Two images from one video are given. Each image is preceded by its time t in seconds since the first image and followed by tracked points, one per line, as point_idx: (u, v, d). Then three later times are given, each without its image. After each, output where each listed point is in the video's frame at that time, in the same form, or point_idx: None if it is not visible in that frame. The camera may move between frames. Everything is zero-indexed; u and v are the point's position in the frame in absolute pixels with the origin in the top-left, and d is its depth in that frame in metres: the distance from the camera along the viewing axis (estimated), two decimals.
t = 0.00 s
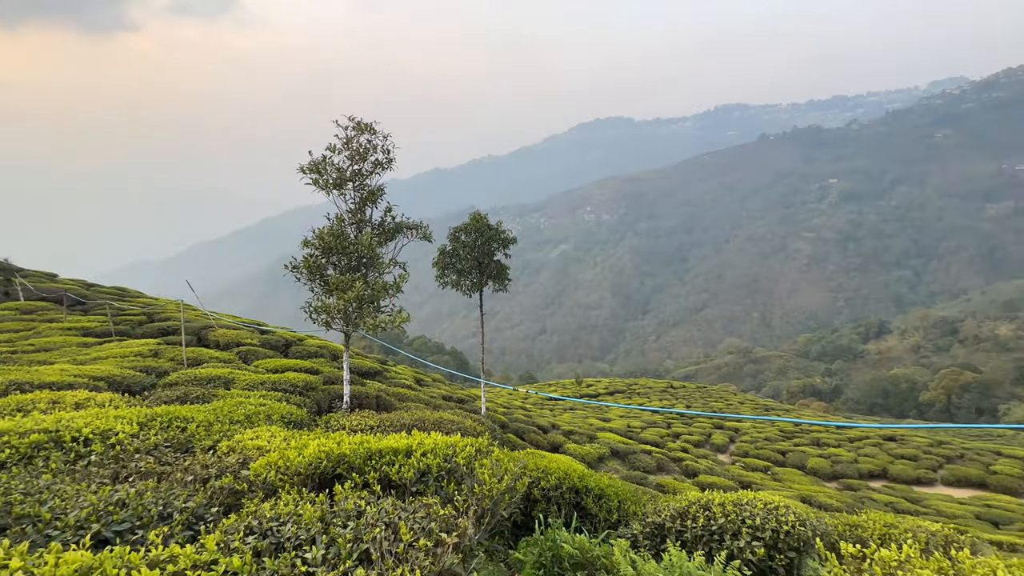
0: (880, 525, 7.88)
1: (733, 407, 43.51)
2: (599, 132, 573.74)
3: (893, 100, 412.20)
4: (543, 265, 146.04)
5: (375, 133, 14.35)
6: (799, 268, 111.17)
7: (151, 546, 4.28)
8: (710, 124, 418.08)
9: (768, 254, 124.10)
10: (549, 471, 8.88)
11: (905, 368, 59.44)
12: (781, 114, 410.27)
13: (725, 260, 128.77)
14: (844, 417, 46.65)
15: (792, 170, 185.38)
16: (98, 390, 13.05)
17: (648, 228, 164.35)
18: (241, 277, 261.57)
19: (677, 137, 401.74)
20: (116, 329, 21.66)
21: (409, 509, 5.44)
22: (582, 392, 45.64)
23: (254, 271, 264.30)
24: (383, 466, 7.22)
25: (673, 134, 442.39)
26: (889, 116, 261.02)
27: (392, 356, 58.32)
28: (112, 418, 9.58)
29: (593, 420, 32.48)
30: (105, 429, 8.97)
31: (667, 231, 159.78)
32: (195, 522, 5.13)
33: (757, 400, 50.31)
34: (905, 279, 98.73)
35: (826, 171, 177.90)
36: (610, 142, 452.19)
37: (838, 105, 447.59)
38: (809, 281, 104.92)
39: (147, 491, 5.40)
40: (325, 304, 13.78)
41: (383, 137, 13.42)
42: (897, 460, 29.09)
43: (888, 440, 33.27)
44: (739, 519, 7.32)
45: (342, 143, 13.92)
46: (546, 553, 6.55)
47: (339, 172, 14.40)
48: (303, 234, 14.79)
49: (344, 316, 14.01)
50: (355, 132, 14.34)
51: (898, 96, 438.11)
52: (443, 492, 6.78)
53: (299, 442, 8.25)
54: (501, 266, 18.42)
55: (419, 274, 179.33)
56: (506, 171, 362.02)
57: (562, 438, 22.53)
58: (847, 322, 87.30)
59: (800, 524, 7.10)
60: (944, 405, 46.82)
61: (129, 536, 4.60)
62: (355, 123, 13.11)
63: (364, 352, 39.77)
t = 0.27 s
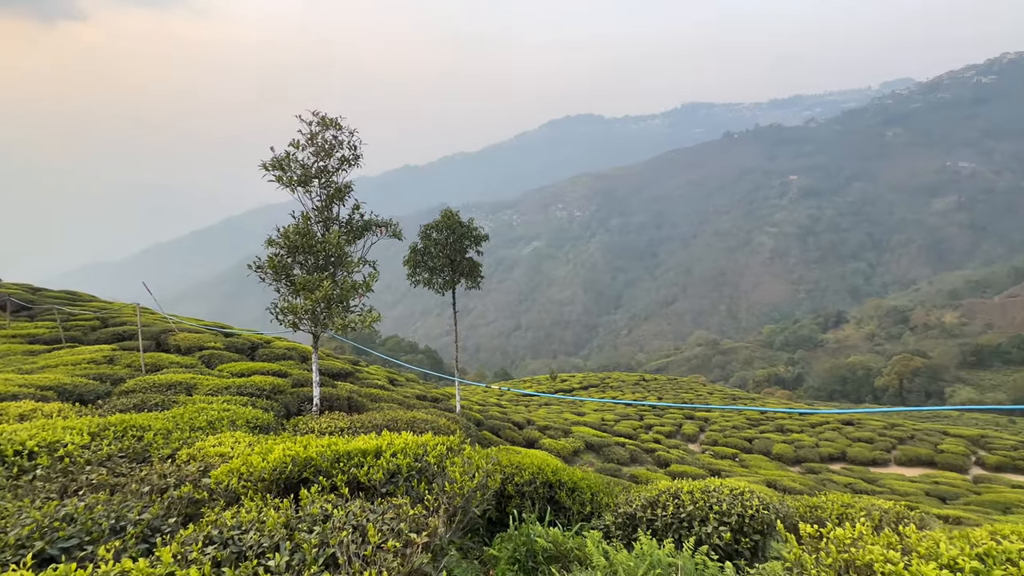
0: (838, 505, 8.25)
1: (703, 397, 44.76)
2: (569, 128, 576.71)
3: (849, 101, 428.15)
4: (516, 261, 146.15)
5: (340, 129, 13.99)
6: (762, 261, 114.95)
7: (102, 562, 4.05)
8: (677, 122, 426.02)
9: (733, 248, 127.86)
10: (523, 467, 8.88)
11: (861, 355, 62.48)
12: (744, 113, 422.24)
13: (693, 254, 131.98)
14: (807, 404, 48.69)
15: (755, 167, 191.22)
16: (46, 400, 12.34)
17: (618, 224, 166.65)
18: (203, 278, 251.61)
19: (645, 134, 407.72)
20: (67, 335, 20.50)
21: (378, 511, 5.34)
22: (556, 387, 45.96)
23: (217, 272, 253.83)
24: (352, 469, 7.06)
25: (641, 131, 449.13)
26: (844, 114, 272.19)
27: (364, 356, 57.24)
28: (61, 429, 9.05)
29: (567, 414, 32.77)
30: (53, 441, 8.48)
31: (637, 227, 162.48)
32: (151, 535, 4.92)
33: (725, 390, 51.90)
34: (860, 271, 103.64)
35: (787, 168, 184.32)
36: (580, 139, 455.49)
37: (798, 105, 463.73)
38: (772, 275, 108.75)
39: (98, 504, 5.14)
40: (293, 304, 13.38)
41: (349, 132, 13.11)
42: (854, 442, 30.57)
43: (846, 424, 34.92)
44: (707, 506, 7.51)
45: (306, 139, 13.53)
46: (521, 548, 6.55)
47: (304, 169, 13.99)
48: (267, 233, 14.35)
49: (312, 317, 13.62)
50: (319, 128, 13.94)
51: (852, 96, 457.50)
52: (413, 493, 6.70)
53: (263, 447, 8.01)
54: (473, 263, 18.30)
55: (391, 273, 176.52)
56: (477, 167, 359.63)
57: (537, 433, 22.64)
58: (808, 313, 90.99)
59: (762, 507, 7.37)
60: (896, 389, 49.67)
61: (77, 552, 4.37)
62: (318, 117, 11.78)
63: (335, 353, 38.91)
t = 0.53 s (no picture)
0: (801, 489, 8.56)
1: (675, 389, 45.77)
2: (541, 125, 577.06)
3: (809, 100, 444.03)
4: (490, 258, 145.77)
5: (305, 124, 13.59)
6: (729, 255, 118.20)
7: None
8: (647, 119, 432.00)
9: (702, 243, 131.02)
10: (498, 462, 8.89)
11: (823, 344, 65.11)
12: (710, 112, 432.01)
13: (664, 250, 134.65)
14: (774, 392, 50.44)
15: (721, 164, 196.10)
16: None
17: (591, 221, 168.36)
18: (164, 281, 241.34)
19: (616, 132, 412.02)
20: (13, 342, 19.30)
21: (346, 514, 5.22)
22: (533, 383, 46.02)
23: (178, 273, 243.29)
24: (320, 472, 6.89)
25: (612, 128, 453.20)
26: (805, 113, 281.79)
27: (337, 357, 56.00)
28: (5, 442, 8.52)
29: (544, 410, 32.94)
30: None
31: (608, 223, 164.50)
32: (104, 550, 4.67)
33: (696, 381, 53.17)
34: (820, 264, 107.90)
35: (752, 165, 189.81)
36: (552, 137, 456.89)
37: (761, 103, 477.35)
38: (738, 269, 112.03)
39: (45, 520, 4.85)
40: (258, 305, 12.96)
41: (315, 127, 12.76)
42: (817, 428, 31.81)
43: (809, 410, 36.37)
44: (678, 494, 7.68)
45: (270, 134, 13.09)
46: (496, 544, 6.54)
47: (267, 166, 13.54)
48: (230, 232, 13.85)
49: (279, 318, 13.22)
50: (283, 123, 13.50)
51: (812, 96, 474.06)
52: (384, 493, 6.59)
53: (227, 452, 7.74)
54: (446, 260, 18.13)
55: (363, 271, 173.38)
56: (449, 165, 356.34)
57: (513, 430, 22.70)
58: (773, 305, 94.19)
59: (731, 494, 7.57)
60: (855, 375, 52.14)
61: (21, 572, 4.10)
62: (281, 111, 12.14)
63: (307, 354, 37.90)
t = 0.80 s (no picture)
0: (768, 474, 8.81)
1: (649, 382, 46.62)
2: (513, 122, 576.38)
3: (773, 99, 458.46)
4: (464, 255, 145.05)
5: (269, 120, 13.14)
6: (699, 250, 121.00)
7: None
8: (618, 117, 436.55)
9: (672, 238, 133.78)
10: (474, 460, 8.84)
11: (789, 334, 67.49)
12: (679, 109, 439.52)
13: (636, 245, 136.76)
14: (744, 382, 52.00)
15: (690, 161, 200.24)
16: None
17: (564, 217, 169.51)
18: (124, 284, 231.01)
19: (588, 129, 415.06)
20: None
21: (316, 519, 5.08)
22: (510, 380, 46.04)
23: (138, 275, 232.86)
24: (288, 478, 6.71)
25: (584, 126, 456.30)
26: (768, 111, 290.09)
27: (310, 360, 54.74)
28: None
29: (522, 406, 33.03)
30: None
31: (581, 219, 165.94)
32: (54, 569, 4.43)
33: (669, 373, 54.33)
34: (785, 257, 111.61)
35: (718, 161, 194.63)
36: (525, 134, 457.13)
37: (727, 100, 488.46)
38: (708, 263, 114.67)
39: None
40: (223, 308, 12.48)
41: (279, 124, 12.35)
42: (784, 415, 32.90)
43: (777, 398, 37.62)
44: (652, 484, 7.79)
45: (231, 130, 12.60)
46: (473, 542, 6.49)
47: (229, 162, 13.04)
48: (191, 232, 13.30)
49: (246, 320, 12.79)
50: (245, 119, 13.04)
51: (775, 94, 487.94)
52: (357, 495, 6.46)
53: (190, 461, 7.44)
54: (419, 258, 17.88)
55: (334, 270, 170.05)
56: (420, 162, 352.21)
57: (491, 427, 22.70)
58: (741, 297, 96.97)
59: (701, 482, 7.71)
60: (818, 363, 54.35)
61: None
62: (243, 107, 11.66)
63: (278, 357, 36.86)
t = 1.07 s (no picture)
0: (740, 462, 9.03)
1: (625, 376, 47.22)
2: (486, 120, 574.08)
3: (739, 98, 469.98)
4: (438, 253, 143.94)
5: (232, 116, 12.71)
6: (670, 246, 123.28)
7: None
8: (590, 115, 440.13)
9: (645, 235, 135.94)
10: (451, 459, 8.75)
11: (758, 327, 69.46)
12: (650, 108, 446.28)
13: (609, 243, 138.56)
14: (716, 374, 53.25)
15: (661, 159, 203.65)
16: None
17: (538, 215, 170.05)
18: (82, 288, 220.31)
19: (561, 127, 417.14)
20: None
21: (285, 526, 4.94)
22: (488, 378, 45.89)
23: (96, 278, 222.19)
24: (258, 485, 6.51)
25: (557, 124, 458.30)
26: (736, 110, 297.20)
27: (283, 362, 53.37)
28: None
29: (499, 403, 32.98)
30: None
31: (555, 217, 166.82)
32: None
33: (644, 367, 55.16)
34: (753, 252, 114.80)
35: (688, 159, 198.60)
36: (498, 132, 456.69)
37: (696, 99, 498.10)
38: (679, 259, 116.93)
39: None
40: (187, 311, 12.01)
41: (243, 120, 11.98)
42: (754, 405, 33.85)
43: (748, 389, 38.66)
44: (627, 477, 7.88)
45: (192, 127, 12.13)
46: (451, 542, 6.43)
47: (191, 161, 12.57)
48: (152, 233, 12.73)
49: (212, 324, 12.34)
50: (207, 115, 12.58)
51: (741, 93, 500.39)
52: (329, 500, 6.33)
53: (152, 472, 7.13)
54: (393, 257, 17.62)
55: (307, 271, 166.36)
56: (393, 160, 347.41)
57: (469, 426, 22.60)
58: (711, 292, 99.30)
59: (675, 473, 7.87)
60: (786, 354, 56.22)
61: None
62: (204, 103, 11.29)
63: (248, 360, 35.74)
